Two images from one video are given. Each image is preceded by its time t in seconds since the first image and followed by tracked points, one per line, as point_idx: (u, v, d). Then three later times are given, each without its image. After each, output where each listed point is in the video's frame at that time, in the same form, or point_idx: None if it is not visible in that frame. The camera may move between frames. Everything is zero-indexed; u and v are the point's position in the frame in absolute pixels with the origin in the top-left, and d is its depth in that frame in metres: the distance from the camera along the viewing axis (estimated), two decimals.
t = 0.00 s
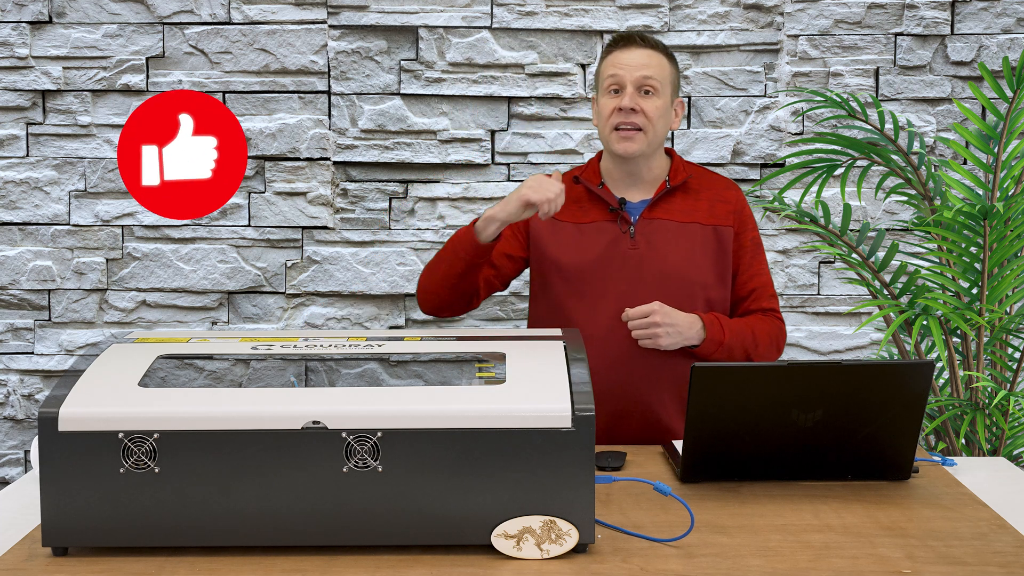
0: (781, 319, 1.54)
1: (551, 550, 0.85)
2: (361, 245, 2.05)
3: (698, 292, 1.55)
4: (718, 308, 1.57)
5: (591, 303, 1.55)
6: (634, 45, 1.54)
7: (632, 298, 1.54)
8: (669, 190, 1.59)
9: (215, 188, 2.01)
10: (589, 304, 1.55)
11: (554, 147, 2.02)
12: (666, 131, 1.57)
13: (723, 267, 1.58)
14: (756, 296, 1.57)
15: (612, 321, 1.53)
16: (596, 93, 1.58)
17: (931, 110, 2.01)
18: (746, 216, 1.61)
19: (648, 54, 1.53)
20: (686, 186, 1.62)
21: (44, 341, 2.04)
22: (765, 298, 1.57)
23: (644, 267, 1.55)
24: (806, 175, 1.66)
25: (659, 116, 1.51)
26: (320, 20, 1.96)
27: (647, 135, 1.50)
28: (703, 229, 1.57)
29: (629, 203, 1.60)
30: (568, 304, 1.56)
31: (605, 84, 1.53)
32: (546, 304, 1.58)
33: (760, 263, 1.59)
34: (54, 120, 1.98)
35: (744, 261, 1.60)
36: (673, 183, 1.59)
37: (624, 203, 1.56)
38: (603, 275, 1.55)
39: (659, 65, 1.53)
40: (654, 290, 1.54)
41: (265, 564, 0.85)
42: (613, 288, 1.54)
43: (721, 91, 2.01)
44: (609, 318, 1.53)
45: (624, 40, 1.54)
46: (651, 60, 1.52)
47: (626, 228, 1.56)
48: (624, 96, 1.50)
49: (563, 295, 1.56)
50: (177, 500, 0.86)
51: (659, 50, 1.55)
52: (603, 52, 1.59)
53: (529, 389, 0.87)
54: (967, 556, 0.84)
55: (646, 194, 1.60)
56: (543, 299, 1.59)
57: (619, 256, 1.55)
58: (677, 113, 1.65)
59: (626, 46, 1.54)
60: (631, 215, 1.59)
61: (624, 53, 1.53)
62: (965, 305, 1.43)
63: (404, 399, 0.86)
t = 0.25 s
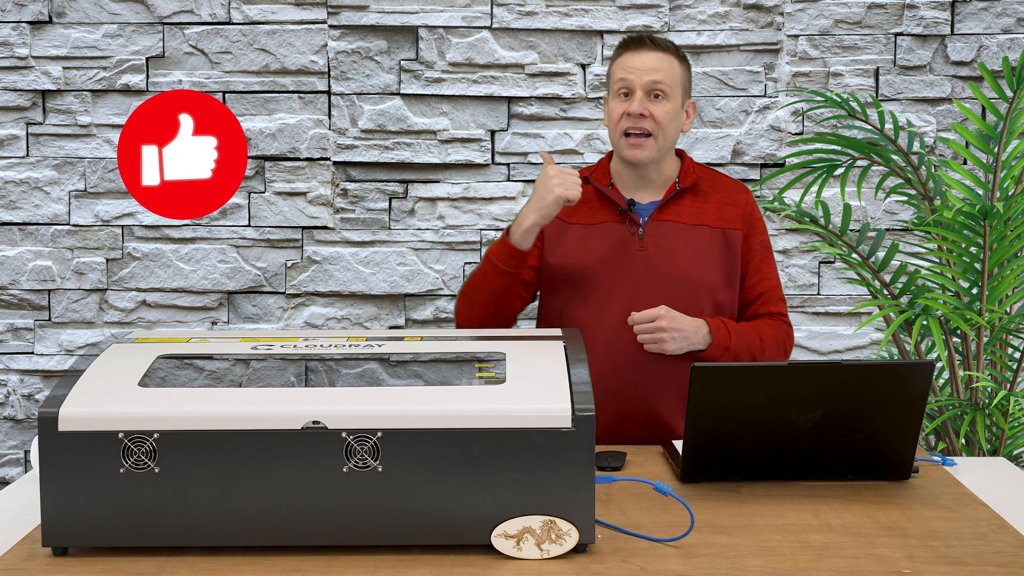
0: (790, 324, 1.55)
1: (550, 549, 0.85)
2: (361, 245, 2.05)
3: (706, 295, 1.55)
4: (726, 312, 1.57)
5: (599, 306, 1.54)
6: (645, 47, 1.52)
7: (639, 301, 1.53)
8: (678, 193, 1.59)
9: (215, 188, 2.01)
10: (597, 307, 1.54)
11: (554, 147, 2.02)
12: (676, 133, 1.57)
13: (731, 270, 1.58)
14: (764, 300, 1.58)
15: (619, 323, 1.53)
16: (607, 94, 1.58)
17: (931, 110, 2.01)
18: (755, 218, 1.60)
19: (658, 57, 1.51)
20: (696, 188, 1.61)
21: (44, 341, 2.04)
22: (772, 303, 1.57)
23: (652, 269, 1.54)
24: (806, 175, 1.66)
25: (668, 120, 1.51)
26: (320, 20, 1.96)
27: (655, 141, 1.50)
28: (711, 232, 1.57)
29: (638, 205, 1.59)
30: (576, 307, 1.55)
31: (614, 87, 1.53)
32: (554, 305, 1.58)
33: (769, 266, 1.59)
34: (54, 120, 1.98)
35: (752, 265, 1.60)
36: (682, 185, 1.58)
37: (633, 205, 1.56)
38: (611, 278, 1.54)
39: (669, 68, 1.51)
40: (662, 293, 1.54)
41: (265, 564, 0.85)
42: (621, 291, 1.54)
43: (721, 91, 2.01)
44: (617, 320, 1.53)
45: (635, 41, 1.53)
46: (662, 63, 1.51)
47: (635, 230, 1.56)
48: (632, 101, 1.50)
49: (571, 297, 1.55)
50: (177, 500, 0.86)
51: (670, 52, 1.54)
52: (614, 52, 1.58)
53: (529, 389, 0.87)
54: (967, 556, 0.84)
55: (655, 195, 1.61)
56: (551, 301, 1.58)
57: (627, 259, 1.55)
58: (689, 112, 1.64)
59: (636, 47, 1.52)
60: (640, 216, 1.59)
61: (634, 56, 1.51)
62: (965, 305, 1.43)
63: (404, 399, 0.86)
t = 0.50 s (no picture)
0: (796, 326, 1.53)
1: (550, 549, 0.85)
2: (361, 245, 2.05)
3: (713, 297, 1.54)
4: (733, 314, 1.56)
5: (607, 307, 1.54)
6: (651, 53, 1.51)
7: (646, 302, 1.53)
8: (687, 194, 1.57)
9: (215, 188, 2.01)
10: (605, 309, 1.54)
11: (554, 146, 2.02)
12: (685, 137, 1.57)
13: (738, 273, 1.57)
14: (772, 303, 1.56)
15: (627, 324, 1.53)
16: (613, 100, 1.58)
17: (931, 110, 2.01)
18: (763, 221, 1.59)
19: (665, 63, 1.51)
20: (705, 189, 1.59)
21: (44, 341, 2.04)
22: (781, 306, 1.55)
23: (659, 271, 1.54)
24: (806, 175, 1.66)
25: (676, 126, 1.51)
26: (320, 20, 1.96)
27: (664, 147, 1.50)
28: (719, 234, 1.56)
29: (646, 206, 1.58)
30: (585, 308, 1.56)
31: (621, 94, 1.53)
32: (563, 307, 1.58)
33: (777, 269, 1.58)
34: (54, 120, 1.98)
35: (760, 267, 1.59)
36: (691, 187, 1.57)
37: (641, 206, 1.55)
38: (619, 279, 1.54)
39: (676, 74, 1.50)
40: (669, 295, 1.53)
41: (265, 564, 0.85)
42: (628, 292, 1.54)
43: (721, 91, 2.01)
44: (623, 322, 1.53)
45: (641, 47, 1.52)
46: (669, 70, 1.50)
47: (643, 231, 1.55)
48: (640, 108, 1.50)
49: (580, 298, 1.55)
50: (177, 500, 0.86)
51: (678, 57, 1.53)
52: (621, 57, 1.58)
53: (529, 389, 0.87)
54: (967, 556, 0.84)
55: (663, 198, 1.59)
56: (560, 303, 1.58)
57: (635, 260, 1.54)
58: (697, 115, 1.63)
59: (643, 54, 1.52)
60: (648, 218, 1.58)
61: (640, 63, 1.51)
62: (965, 305, 1.43)
63: (404, 399, 0.86)
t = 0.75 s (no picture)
0: (802, 330, 1.51)
1: (550, 550, 0.85)
2: (361, 245, 2.05)
3: (718, 298, 1.53)
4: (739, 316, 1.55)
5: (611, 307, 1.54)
6: (657, 54, 1.50)
7: (651, 303, 1.53)
8: (693, 194, 1.56)
9: (215, 188, 2.01)
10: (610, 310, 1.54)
11: (554, 146, 2.02)
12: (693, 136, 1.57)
13: (744, 274, 1.55)
14: (779, 305, 1.54)
15: (631, 324, 1.53)
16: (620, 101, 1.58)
17: (931, 110, 2.01)
18: (770, 221, 1.57)
19: (671, 64, 1.50)
20: (710, 190, 1.58)
21: (44, 341, 2.04)
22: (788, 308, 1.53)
23: (664, 271, 1.53)
24: (806, 175, 1.66)
25: (684, 127, 1.51)
26: (320, 20, 1.96)
27: (671, 148, 1.51)
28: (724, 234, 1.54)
29: (653, 207, 1.57)
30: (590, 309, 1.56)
31: (628, 96, 1.53)
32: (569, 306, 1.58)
33: (784, 270, 1.56)
34: (54, 120, 1.98)
35: (767, 268, 1.57)
36: (697, 188, 1.56)
37: (648, 206, 1.55)
38: (624, 279, 1.54)
39: (683, 75, 1.50)
40: (674, 296, 1.53)
41: (265, 564, 0.85)
42: (633, 293, 1.54)
43: (721, 91, 2.01)
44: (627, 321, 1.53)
45: (647, 48, 1.51)
46: (675, 71, 1.49)
47: (648, 232, 1.55)
48: (647, 110, 1.50)
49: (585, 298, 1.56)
50: (177, 500, 0.86)
51: (684, 57, 1.52)
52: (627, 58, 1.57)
53: (529, 389, 0.87)
54: (966, 556, 0.84)
55: (669, 198, 1.59)
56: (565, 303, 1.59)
57: (639, 261, 1.54)
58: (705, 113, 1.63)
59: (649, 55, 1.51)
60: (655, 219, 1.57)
61: (646, 64, 1.50)
62: (965, 305, 1.43)
63: (404, 399, 0.86)
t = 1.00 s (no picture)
0: (809, 326, 1.48)
1: (550, 549, 0.85)
2: (361, 245, 2.05)
3: (723, 298, 1.52)
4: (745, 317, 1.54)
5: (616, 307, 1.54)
6: (658, 50, 1.51)
7: (655, 303, 1.53)
8: (698, 194, 1.56)
9: (215, 188, 2.01)
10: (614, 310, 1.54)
11: (554, 146, 2.02)
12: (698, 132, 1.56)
13: (750, 274, 1.54)
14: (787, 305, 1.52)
15: (635, 325, 1.53)
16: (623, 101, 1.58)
17: (931, 110, 2.01)
18: (776, 220, 1.56)
19: (673, 59, 1.50)
20: (715, 190, 1.57)
21: (44, 341, 2.04)
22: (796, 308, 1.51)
23: (668, 272, 1.53)
24: (806, 175, 1.66)
25: (689, 121, 1.51)
26: (320, 20, 1.96)
27: (678, 143, 1.50)
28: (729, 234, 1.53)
29: (657, 206, 1.58)
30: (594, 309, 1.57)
31: (631, 94, 1.53)
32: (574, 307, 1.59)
33: (791, 270, 1.54)
34: (54, 120, 1.98)
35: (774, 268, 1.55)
36: (702, 188, 1.55)
37: (652, 205, 1.56)
38: (628, 280, 1.54)
39: (685, 70, 1.50)
40: (678, 296, 1.52)
41: (265, 564, 0.85)
42: (637, 293, 1.53)
43: (721, 91, 2.01)
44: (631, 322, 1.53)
45: (649, 46, 1.52)
46: (678, 66, 1.50)
47: (651, 232, 1.55)
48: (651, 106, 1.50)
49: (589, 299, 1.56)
50: (178, 500, 0.86)
51: (685, 53, 1.52)
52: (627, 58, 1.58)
53: (529, 389, 0.87)
54: (966, 556, 0.84)
55: (676, 197, 1.59)
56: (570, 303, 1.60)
57: (643, 261, 1.54)
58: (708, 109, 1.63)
59: (650, 52, 1.51)
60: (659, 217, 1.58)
61: (648, 61, 1.51)
62: (965, 305, 1.43)
63: (404, 399, 0.86)
